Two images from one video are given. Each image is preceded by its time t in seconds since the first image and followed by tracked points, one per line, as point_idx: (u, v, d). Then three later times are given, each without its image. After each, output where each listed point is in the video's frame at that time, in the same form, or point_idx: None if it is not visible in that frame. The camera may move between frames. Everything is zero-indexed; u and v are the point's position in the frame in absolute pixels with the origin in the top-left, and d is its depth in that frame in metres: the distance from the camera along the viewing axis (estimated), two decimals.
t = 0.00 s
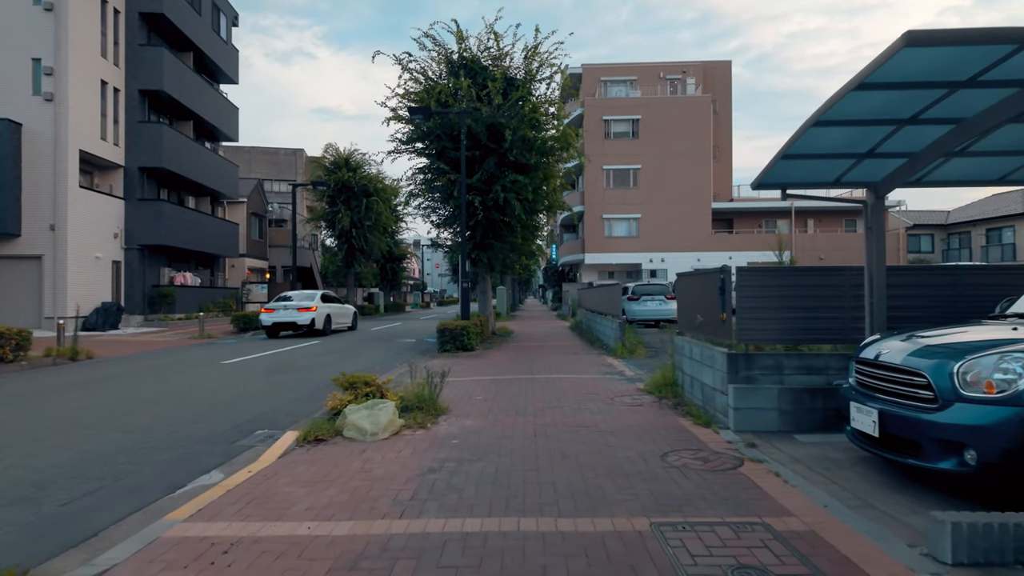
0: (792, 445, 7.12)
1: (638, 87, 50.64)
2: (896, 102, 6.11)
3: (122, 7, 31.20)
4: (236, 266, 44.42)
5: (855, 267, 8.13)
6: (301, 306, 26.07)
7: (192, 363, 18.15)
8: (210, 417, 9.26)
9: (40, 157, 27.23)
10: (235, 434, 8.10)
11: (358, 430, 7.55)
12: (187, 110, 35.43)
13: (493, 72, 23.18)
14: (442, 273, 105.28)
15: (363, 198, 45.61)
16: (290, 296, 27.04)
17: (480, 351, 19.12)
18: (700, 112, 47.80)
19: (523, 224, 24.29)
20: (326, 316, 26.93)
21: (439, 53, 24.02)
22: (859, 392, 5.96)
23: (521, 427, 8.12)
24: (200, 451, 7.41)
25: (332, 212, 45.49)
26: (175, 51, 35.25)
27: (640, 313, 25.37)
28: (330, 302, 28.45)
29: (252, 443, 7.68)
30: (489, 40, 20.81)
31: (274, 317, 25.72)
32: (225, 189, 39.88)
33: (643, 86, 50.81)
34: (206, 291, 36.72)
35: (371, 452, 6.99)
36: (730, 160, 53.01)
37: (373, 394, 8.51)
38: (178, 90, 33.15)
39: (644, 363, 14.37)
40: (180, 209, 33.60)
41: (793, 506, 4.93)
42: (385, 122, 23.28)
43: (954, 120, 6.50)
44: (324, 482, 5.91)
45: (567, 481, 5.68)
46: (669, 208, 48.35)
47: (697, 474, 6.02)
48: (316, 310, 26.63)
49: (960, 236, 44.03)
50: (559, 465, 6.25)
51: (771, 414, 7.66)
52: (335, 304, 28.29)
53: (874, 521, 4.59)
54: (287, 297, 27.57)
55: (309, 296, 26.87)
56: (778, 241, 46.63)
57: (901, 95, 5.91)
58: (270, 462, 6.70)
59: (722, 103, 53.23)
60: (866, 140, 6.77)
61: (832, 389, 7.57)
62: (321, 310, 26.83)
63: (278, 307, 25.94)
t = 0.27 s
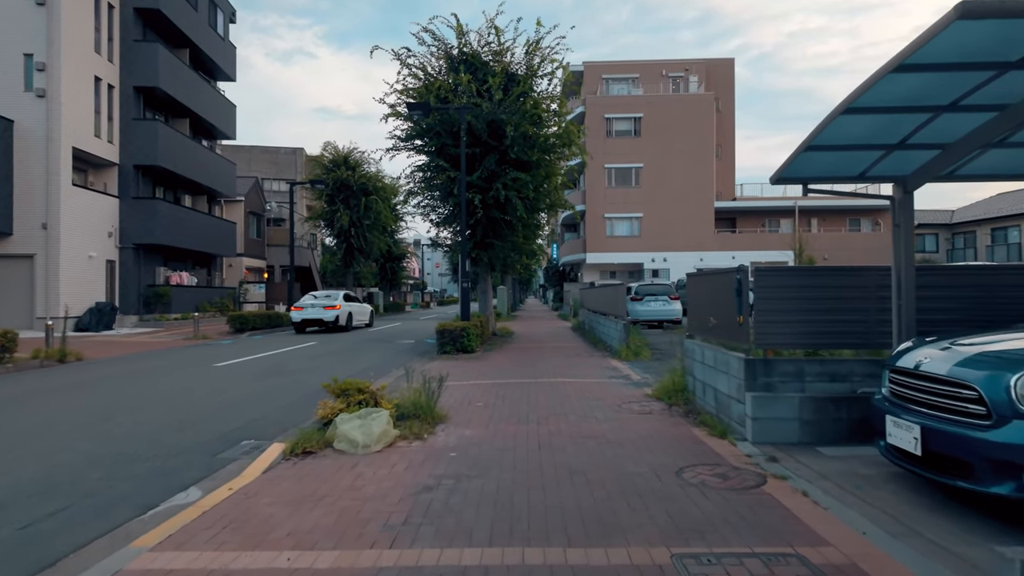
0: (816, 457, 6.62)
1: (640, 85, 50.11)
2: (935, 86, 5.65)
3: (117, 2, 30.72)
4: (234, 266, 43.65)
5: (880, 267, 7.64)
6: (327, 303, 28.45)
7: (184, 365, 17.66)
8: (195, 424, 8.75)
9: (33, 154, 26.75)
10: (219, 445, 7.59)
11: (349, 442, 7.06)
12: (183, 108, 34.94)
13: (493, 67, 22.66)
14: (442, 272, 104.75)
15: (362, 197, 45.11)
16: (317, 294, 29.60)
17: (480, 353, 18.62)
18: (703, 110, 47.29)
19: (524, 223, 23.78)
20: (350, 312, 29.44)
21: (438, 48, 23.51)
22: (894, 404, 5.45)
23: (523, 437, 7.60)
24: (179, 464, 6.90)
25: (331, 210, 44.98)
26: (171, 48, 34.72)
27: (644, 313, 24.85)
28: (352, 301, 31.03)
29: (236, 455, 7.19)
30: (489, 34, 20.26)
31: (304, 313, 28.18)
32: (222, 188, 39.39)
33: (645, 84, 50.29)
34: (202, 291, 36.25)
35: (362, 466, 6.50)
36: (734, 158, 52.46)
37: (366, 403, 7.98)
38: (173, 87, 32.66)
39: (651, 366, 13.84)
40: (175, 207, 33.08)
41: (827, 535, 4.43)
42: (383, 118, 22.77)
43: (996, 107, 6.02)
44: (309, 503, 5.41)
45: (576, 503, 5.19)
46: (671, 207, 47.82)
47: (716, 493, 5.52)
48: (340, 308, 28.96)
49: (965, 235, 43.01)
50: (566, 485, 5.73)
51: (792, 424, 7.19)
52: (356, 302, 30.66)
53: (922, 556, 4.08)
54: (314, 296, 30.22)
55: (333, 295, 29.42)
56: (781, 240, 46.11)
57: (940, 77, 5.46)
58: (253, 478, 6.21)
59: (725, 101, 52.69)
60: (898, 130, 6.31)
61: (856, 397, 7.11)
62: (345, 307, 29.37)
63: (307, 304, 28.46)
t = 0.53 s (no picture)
0: (839, 467, 6.12)
1: (642, 81, 49.57)
2: (976, 61, 5.21)
3: None
4: (229, 265, 43.10)
5: (905, 261, 7.15)
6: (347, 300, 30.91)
7: (174, 365, 17.18)
8: (175, 429, 8.24)
9: (22, 150, 26.25)
10: (198, 452, 7.09)
11: (336, 449, 6.57)
12: (177, 104, 34.42)
13: (492, 60, 22.15)
14: (442, 271, 104.22)
15: (360, 195, 44.59)
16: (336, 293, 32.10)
17: (479, 353, 18.11)
18: (705, 107, 46.77)
19: (524, 220, 23.27)
20: (367, 309, 31.84)
21: (436, 41, 22.99)
22: (932, 410, 4.95)
23: (524, 444, 7.10)
24: (151, 474, 6.39)
25: (329, 208, 44.44)
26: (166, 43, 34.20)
27: (646, 312, 24.34)
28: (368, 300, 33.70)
29: (216, 463, 6.71)
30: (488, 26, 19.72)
31: (326, 309, 30.39)
32: (218, 185, 38.88)
33: (647, 80, 49.76)
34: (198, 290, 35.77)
35: (349, 477, 6.02)
36: (736, 156, 51.93)
37: (356, 406, 7.50)
38: (167, 82, 32.14)
39: (657, 367, 13.32)
40: (170, 205, 32.58)
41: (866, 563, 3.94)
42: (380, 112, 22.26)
43: None
44: (288, 520, 4.93)
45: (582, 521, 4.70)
46: (673, 205, 47.31)
47: (735, 509, 5.03)
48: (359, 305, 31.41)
49: (967, 234, 40.63)
50: (571, 499, 5.23)
51: (812, 429, 6.70)
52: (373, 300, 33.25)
53: None
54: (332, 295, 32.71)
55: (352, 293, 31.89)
56: (784, 238, 45.60)
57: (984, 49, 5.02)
58: (229, 490, 5.73)
59: (727, 98, 52.17)
60: (931, 109, 5.85)
61: (880, 401, 6.63)
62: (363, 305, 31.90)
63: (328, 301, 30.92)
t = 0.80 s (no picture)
0: (864, 484, 5.61)
1: (642, 78, 49.04)
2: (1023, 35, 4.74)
3: None
4: (226, 264, 42.85)
5: (932, 260, 6.63)
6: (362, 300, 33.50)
7: (162, 368, 16.69)
8: (149, 440, 7.73)
9: (11, 146, 25.74)
10: (170, 467, 6.58)
11: (316, 465, 6.09)
12: (171, 101, 33.87)
13: (491, 55, 21.63)
14: (442, 271, 103.61)
15: (358, 193, 44.10)
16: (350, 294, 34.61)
17: (477, 354, 17.61)
18: (706, 104, 46.24)
19: (523, 218, 22.75)
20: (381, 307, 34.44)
21: (433, 35, 22.46)
22: (972, 426, 4.46)
23: (521, 457, 6.59)
24: (116, 493, 5.89)
25: (326, 207, 43.92)
26: (160, 39, 33.69)
27: (648, 312, 23.85)
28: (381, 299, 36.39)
29: (187, 479, 6.21)
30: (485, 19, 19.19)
31: (343, 309, 33.04)
32: (213, 183, 38.36)
33: (647, 77, 49.22)
34: (193, 290, 35.29)
35: (329, 497, 5.52)
36: (737, 154, 51.40)
37: (341, 416, 7.01)
38: (161, 79, 31.59)
39: (661, 371, 12.81)
40: (163, 203, 32.03)
41: None
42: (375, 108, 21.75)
43: None
44: (257, 548, 4.45)
45: (583, 553, 4.21)
46: (674, 204, 46.81)
47: (753, 535, 4.54)
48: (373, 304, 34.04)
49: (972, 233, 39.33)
50: (572, 524, 4.74)
51: (833, 442, 6.19)
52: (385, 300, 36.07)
53: None
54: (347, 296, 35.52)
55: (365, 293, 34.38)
56: (786, 236, 45.16)
57: None
58: (197, 513, 5.23)
59: (728, 95, 51.61)
60: (968, 89, 5.36)
61: (906, 411, 6.12)
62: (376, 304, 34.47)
63: (345, 301, 33.42)
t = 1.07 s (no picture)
0: (897, 502, 5.14)
1: (644, 75, 48.52)
2: None
3: None
4: (223, 262, 42.41)
5: (965, 257, 6.15)
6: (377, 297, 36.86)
7: (152, 368, 16.22)
8: (124, 449, 7.26)
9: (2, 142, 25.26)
10: (143, 479, 6.11)
11: (300, 478, 5.62)
12: (166, 97, 33.37)
13: (490, 48, 21.12)
14: (442, 270, 103.02)
15: (356, 191, 43.60)
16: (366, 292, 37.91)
17: (476, 355, 17.15)
18: (709, 101, 45.73)
19: (524, 216, 22.26)
20: (394, 305, 37.63)
21: (431, 29, 21.96)
22: None
23: (522, 469, 6.12)
24: (81, 510, 5.41)
25: (324, 204, 43.43)
26: (155, 34, 33.18)
27: (650, 311, 23.38)
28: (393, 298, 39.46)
29: (161, 493, 5.74)
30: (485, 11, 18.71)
31: (360, 306, 36.41)
32: (210, 181, 37.89)
33: (649, 74, 48.70)
34: (188, 289, 34.81)
35: (312, 514, 5.06)
36: (740, 151, 50.87)
37: (329, 424, 6.55)
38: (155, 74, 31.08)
39: (667, 373, 12.32)
40: (158, 201, 31.52)
41: None
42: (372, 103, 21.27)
43: None
44: None
45: None
46: (676, 201, 46.33)
47: (782, 563, 4.06)
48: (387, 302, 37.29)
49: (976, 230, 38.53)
50: (579, 548, 4.26)
51: (860, 454, 5.73)
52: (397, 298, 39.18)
53: None
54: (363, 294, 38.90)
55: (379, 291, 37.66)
56: (789, 235, 44.69)
57: None
58: (165, 534, 4.77)
59: (731, 92, 51.07)
60: (1008, 68, 4.99)
61: (939, 420, 5.66)
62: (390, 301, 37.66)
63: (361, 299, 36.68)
